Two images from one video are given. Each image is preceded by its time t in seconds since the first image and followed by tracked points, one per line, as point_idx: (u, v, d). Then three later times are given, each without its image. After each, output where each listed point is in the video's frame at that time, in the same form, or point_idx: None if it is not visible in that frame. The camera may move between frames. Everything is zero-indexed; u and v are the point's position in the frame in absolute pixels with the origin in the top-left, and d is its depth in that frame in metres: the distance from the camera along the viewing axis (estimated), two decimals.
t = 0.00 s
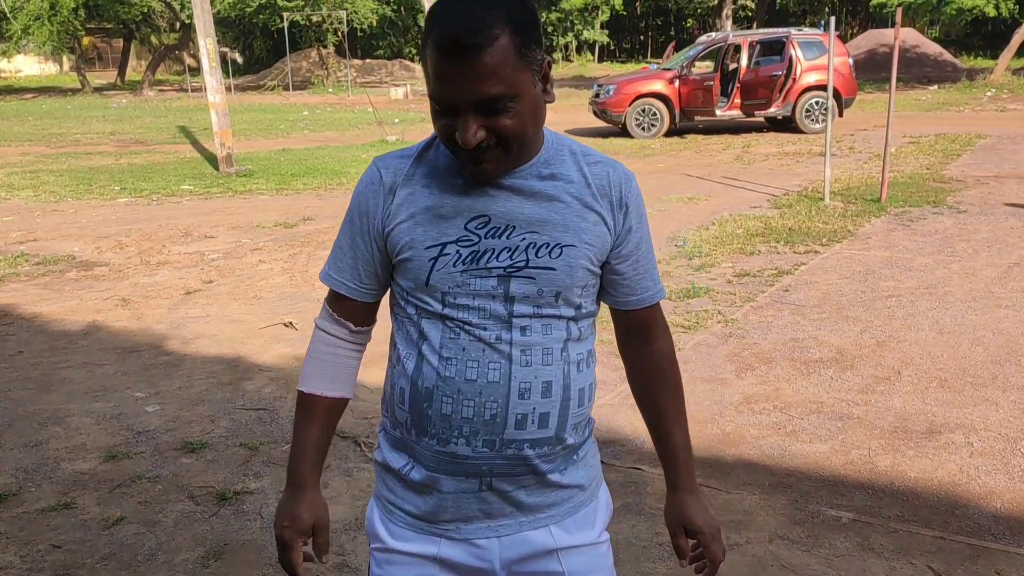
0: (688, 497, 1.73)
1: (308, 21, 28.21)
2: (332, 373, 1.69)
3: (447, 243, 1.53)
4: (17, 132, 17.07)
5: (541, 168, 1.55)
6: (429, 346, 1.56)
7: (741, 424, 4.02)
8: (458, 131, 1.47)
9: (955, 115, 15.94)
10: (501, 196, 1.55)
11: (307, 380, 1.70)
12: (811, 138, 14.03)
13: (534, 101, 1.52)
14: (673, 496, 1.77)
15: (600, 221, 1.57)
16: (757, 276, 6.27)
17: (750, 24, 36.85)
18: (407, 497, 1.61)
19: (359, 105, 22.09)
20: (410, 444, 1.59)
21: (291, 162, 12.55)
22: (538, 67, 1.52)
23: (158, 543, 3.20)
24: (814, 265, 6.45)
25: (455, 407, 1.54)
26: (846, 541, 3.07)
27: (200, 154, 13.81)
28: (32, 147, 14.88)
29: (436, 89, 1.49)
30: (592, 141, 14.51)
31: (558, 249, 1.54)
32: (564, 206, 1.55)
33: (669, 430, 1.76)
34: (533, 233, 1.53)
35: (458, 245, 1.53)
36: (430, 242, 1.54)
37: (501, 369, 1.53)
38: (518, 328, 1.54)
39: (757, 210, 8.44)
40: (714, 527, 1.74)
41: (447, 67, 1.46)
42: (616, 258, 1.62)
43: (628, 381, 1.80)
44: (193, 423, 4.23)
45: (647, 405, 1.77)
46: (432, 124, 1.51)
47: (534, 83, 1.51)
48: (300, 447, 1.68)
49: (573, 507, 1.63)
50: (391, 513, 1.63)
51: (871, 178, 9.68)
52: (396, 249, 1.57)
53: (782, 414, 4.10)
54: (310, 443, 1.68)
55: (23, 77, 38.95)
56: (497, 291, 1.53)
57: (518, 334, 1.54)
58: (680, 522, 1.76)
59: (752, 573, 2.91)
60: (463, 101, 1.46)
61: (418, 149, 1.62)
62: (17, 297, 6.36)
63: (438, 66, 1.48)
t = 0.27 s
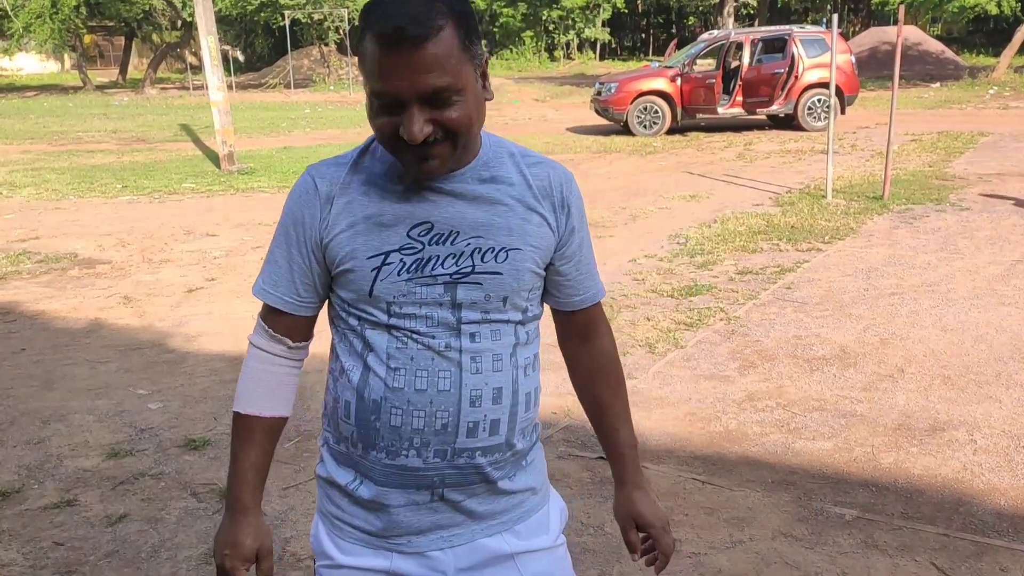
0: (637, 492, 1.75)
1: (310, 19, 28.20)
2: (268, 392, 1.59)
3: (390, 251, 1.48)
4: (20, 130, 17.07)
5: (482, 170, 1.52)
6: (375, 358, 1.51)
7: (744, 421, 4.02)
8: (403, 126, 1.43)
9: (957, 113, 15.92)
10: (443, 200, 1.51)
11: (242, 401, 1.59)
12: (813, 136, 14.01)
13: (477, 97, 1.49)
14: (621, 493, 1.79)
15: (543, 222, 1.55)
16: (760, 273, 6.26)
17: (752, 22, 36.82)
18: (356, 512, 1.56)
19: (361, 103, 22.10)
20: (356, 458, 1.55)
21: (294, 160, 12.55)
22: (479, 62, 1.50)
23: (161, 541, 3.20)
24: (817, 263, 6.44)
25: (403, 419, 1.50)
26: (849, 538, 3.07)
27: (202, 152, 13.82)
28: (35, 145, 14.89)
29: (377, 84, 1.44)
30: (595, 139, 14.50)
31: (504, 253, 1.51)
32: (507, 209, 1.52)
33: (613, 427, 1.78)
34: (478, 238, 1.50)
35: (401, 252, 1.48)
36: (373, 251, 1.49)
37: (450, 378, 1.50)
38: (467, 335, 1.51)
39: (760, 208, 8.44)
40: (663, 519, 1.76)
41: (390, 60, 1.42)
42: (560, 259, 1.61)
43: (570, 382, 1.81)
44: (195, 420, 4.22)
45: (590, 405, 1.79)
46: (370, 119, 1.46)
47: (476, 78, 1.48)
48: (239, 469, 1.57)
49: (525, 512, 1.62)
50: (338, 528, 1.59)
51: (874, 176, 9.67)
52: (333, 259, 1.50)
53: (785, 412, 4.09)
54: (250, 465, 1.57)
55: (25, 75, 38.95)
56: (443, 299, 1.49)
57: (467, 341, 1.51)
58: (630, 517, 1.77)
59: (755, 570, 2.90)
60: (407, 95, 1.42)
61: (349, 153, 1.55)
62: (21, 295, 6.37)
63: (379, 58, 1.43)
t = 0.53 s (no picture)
0: (615, 481, 1.78)
1: (310, 17, 28.18)
2: (233, 406, 1.54)
3: (364, 252, 1.46)
4: (21, 127, 17.07)
5: (452, 167, 1.53)
6: (352, 363, 1.49)
7: (746, 420, 4.01)
8: (390, 97, 1.45)
9: (959, 110, 15.90)
10: (414, 199, 1.50)
11: (206, 416, 1.53)
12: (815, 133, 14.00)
13: (455, 79, 1.52)
14: (599, 486, 1.81)
15: (514, 217, 1.56)
16: (761, 271, 6.26)
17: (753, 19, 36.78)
18: (339, 521, 1.54)
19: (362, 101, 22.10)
20: (336, 465, 1.53)
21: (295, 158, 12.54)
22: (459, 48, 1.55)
23: (163, 539, 3.20)
24: (818, 261, 6.43)
25: (385, 424, 1.48)
26: (852, 537, 3.06)
27: (203, 149, 13.82)
28: (36, 143, 14.87)
29: (361, 54, 1.45)
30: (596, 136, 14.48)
31: (478, 250, 1.52)
32: (479, 205, 1.53)
33: (587, 420, 1.81)
34: (452, 234, 1.50)
35: (375, 254, 1.47)
36: (345, 253, 1.46)
37: (431, 378, 1.49)
38: (446, 334, 1.50)
39: (762, 205, 8.42)
40: (641, 506, 1.80)
41: (379, 27, 1.45)
42: (531, 253, 1.63)
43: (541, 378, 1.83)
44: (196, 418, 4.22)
45: (562, 399, 1.81)
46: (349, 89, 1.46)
47: (456, 62, 1.53)
48: (206, 487, 1.51)
49: (510, 510, 1.62)
50: (323, 539, 1.56)
51: (876, 173, 9.66)
52: (303, 264, 1.48)
53: (787, 410, 4.09)
54: (218, 482, 1.52)
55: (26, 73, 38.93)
56: (420, 299, 1.48)
57: (446, 340, 1.50)
58: (610, 508, 1.79)
59: (758, 569, 2.90)
60: (396, 63, 1.45)
61: (313, 155, 1.53)
62: (23, 293, 6.37)
63: (366, 25, 1.45)
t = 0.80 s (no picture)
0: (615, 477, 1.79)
1: (312, 16, 28.18)
2: (235, 415, 1.51)
3: (364, 255, 1.46)
4: (23, 127, 17.08)
5: (449, 167, 1.53)
6: (353, 367, 1.48)
7: (748, 419, 4.01)
8: (389, 93, 1.44)
9: (961, 109, 15.87)
10: (412, 200, 1.50)
11: (206, 425, 1.50)
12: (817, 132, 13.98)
13: (452, 77, 1.53)
14: (598, 483, 1.83)
15: (511, 217, 1.58)
16: (763, 270, 6.25)
17: (756, 17, 36.74)
18: (341, 527, 1.53)
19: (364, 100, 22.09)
20: (337, 470, 1.52)
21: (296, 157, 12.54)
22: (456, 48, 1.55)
23: (165, 538, 3.20)
24: (820, 259, 6.42)
25: (388, 426, 1.48)
26: (854, 536, 3.06)
27: (205, 148, 13.82)
28: (38, 142, 14.88)
29: (358, 51, 1.45)
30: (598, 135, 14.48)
31: (477, 250, 1.52)
32: (476, 205, 1.53)
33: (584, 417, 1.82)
34: (451, 235, 1.51)
35: (375, 256, 1.46)
36: (344, 257, 1.46)
37: (434, 381, 1.49)
38: (448, 335, 1.50)
39: (764, 204, 8.41)
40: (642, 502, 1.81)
41: (376, 23, 1.44)
42: (527, 253, 1.65)
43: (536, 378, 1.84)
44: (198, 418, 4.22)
45: (558, 398, 1.83)
46: (346, 85, 1.45)
47: (453, 62, 1.53)
48: (212, 499, 1.49)
49: (511, 510, 1.63)
50: (325, 545, 1.55)
51: (878, 171, 9.64)
52: (301, 269, 1.46)
53: (789, 409, 4.08)
54: (225, 492, 1.49)
55: (28, 72, 38.94)
56: (421, 300, 1.48)
57: (448, 341, 1.50)
58: (611, 504, 1.81)
59: (760, 568, 2.90)
60: (394, 60, 1.44)
61: (305, 159, 1.51)
62: (25, 292, 6.37)
63: (364, 21, 1.44)
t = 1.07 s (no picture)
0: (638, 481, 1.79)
1: (318, 16, 28.22)
2: (262, 415, 1.51)
3: (390, 255, 1.45)
4: (30, 126, 17.13)
5: (474, 167, 1.52)
6: (378, 367, 1.48)
7: (753, 420, 4.00)
8: (413, 94, 1.44)
9: (968, 109, 15.82)
10: (436, 200, 1.50)
11: (235, 425, 1.51)
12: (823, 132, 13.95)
13: (477, 74, 1.52)
14: (619, 485, 1.83)
15: (536, 218, 1.57)
16: (769, 270, 6.24)
17: (762, 17, 36.69)
18: (363, 527, 1.53)
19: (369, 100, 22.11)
20: (361, 470, 1.51)
21: (302, 157, 12.55)
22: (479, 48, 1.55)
23: (169, 537, 3.20)
24: (826, 260, 6.41)
25: (413, 426, 1.48)
26: (859, 538, 3.05)
27: (211, 148, 13.84)
28: (44, 141, 14.92)
29: (382, 51, 1.45)
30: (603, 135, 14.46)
31: (502, 250, 1.52)
32: (501, 206, 1.53)
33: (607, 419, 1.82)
34: (477, 235, 1.50)
35: (401, 255, 1.46)
36: (369, 256, 1.45)
37: (459, 381, 1.49)
38: (473, 336, 1.50)
39: (769, 204, 8.40)
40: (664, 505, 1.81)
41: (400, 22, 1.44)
42: (551, 253, 1.64)
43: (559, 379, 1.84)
44: (203, 417, 4.23)
45: (581, 400, 1.82)
46: (370, 85, 1.45)
47: (477, 61, 1.53)
48: (241, 499, 1.49)
49: (534, 511, 1.63)
50: (347, 544, 1.55)
51: (884, 172, 9.62)
52: (327, 268, 1.46)
53: (794, 410, 4.07)
54: (253, 492, 1.50)
55: (35, 72, 39.04)
56: (447, 300, 1.48)
57: (473, 342, 1.50)
58: (633, 506, 1.81)
59: (764, 569, 2.89)
60: (419, 60, 1.44)
61: (330, 158, 1.50)
62: (30, 291, 6.39)
63: (388, 21, 1.44)
